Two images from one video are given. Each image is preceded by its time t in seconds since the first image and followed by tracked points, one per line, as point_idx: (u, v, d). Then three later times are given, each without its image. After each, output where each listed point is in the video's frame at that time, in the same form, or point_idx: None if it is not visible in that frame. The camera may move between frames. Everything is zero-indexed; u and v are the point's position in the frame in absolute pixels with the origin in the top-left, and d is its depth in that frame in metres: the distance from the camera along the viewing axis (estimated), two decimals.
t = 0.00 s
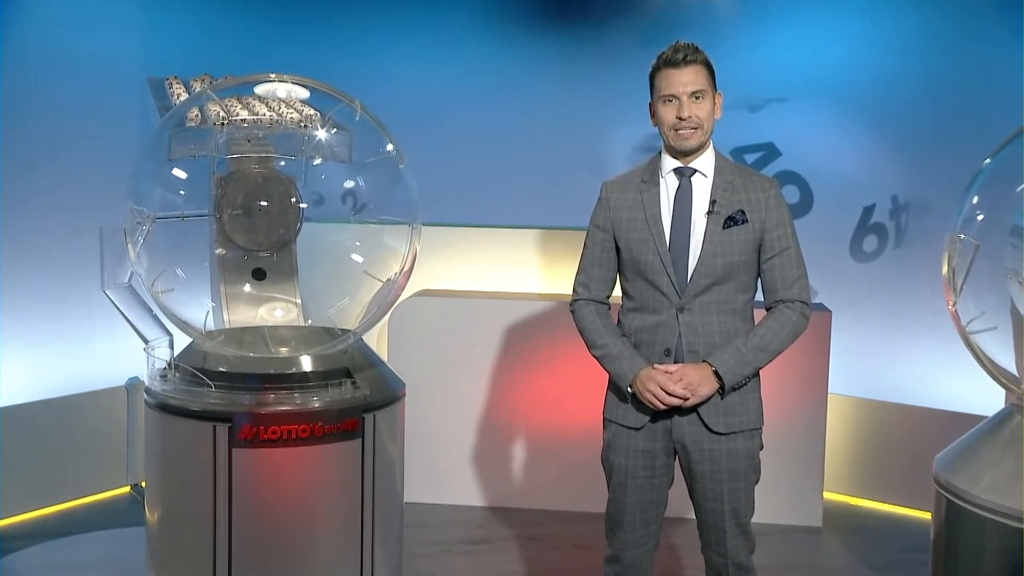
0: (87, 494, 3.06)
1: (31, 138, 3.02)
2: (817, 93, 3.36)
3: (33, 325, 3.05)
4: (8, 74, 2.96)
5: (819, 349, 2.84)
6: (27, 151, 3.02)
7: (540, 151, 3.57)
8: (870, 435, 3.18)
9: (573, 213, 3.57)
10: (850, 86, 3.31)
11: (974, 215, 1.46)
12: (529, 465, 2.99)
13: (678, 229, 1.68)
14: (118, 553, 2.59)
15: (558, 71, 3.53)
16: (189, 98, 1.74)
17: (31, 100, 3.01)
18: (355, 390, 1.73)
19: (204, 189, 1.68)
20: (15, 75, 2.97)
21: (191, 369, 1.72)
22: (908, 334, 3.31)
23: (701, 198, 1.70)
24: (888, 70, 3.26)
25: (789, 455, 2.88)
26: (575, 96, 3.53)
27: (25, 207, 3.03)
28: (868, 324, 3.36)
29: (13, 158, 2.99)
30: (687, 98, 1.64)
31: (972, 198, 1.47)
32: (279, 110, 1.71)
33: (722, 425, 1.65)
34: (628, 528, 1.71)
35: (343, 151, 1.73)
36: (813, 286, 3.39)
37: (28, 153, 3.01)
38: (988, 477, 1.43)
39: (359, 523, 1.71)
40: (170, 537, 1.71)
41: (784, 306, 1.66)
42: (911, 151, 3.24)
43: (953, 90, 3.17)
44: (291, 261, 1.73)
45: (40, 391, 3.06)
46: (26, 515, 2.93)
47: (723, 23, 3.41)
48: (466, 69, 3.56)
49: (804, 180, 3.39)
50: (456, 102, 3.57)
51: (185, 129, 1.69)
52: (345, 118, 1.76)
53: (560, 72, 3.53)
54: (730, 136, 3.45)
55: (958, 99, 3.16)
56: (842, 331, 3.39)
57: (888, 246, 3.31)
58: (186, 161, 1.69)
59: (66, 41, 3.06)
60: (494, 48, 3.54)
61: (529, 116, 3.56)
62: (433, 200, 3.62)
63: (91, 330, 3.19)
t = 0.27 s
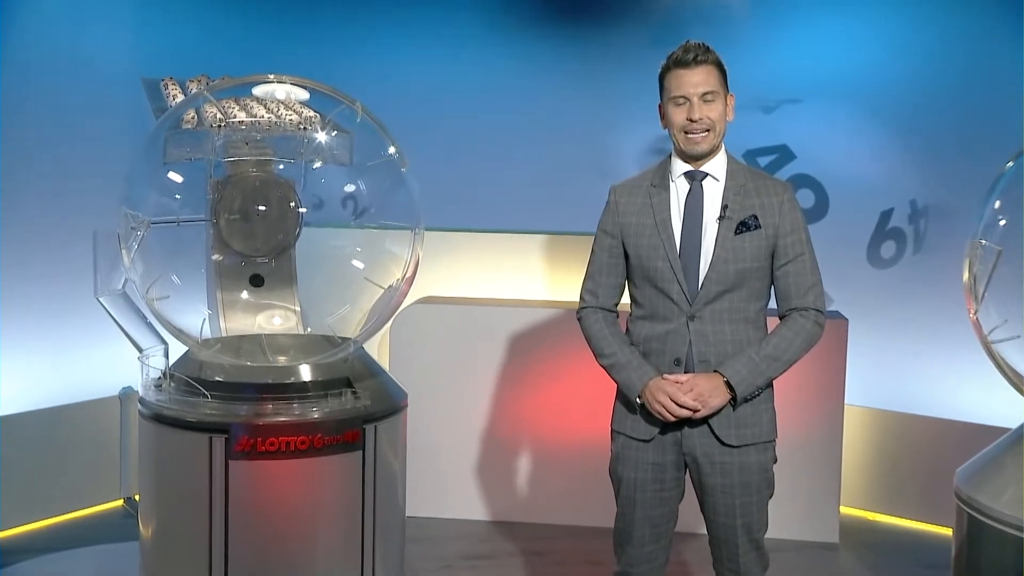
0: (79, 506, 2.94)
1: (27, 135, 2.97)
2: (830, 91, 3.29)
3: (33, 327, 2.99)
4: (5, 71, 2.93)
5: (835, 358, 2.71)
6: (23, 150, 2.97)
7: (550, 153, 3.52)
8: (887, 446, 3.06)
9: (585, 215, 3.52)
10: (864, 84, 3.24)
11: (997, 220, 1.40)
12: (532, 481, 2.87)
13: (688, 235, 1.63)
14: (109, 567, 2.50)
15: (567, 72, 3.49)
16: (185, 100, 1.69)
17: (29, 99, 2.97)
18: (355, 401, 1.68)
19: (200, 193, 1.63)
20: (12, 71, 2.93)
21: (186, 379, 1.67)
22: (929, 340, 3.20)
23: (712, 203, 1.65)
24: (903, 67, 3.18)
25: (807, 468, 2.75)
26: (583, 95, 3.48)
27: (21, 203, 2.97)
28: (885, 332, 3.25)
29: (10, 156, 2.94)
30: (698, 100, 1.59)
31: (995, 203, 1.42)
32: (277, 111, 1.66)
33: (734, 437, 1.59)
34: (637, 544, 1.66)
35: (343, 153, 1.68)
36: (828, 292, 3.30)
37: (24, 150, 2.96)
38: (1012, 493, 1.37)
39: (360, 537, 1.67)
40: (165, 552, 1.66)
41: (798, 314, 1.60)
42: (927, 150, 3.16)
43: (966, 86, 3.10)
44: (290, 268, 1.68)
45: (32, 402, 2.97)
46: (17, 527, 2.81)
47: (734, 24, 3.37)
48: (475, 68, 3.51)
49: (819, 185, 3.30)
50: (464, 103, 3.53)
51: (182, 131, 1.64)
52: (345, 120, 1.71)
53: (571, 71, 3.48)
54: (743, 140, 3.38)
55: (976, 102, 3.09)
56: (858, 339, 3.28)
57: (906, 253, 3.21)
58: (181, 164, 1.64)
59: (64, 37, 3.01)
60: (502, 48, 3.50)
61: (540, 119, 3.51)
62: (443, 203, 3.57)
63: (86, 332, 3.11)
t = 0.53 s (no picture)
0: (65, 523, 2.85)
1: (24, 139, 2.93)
2: (847, 93, 3.20)
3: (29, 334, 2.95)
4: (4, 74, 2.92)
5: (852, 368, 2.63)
6: (18, 155, 2.93)
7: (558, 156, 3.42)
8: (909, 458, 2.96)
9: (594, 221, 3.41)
10: (880, 86, 3.16)
11: None
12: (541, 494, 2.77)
13: (701, 241, 1.58)
14: None
15: (575, 74, 3.40)
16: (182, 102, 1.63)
17: (25, 102, 2.93)
18: (357, 412, 1.63)
19: (197, 197, 1.58)
20: (11, 74, 2.92)
21: (183, 389, 1.63)
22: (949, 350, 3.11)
23: (727, 207, 1.60)
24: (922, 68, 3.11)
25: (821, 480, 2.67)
26: (592, 97, 3.40)
27: (17, 207, 2.93)
28: (904, 340, 3.17)
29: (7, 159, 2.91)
30: (713, 99, 1.54)
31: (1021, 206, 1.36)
32: (278, 112, 1.61)
33: (748, 450, 1.54)
34: (648, 560, 1.60)
35: (345, 156, 1.63)
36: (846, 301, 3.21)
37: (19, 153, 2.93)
38: None
39: (361, 554, 1.61)
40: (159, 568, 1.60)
41: (815, 323, 1.55)
42: (947, 153, 3.08)
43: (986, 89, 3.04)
44: (290, 274, 1.63)
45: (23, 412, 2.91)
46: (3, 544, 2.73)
47: (749, 24, 3.27)
48: (480, 71, 3.43)
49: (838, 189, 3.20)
50: (469, 106, 3.44)
51: (179, 134, 1.60)
52: (348, 123, 1.66)
53: (579, 73, 3.40)
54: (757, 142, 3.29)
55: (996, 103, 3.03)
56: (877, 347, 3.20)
57: (928, 259, 3.12)
58: (179, 167, 1.59)
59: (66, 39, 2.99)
60: (507, 50, 3.41)
61: (545, 122, 3.42)
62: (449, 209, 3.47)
63: (84, 341, 3.03)
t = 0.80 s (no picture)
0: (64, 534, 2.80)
1: (27, 141, 2.88)
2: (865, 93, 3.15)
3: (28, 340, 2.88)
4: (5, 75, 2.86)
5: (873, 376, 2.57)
6: (17, 159, 2.87)
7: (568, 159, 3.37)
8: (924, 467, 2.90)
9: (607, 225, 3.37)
10: (899, 86, 3.10)
11: None
12: (551, 506, 2.69)
13: (714, 246, 1.53)
14: None
15: (587, 75, 3.35)
16: (181, 104, 1.61)
17: (24, 105, 2.88)
18: (361, 422, 1.59)
19: (197, 201, 1.54)
20: (13, 75, 2.86)
21: (183, 398, 1.59)
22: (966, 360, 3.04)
23: (742, 212, 1.54)
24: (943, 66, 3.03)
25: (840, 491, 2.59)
26: (603, 98, 3.35)
27: (20, 210, 2.87)
28: (924, 348, 3.08)
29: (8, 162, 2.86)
30: (727, 101, 1.50)
31: None
32: (279, 114, 1.57)
33: (764, 462, 1.49)
34: None
35: (348, 159, 1.58)
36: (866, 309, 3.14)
37: (23, 156, 2.88)
38: None
39: (364, 568, 1.56)
40: None
41: (833, 332, 1.50)
42: (965, 156, 3.01)
43: (1014, 87, 2.95)
44: (291, 280, 1.57)
45: (26, 423, 2.85)
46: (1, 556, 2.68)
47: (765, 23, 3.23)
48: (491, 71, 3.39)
49: (857, 194, 3.15)
50: (475, 108, 3.40)
51: (178, 137, 1.56)
52: (351, 125, 1.61)
53: (591, 75, 3.35)
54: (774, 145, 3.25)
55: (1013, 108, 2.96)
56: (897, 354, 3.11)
57: (950, 264, 3.05)
58: (178, 170, 1.55)
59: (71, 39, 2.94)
60: (514, 53, 3.37)
61: (552, 125, 3.38)
62: (458, 212, 3.42)
63: (86, 347, 2.98)
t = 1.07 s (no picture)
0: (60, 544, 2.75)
1: (25, 142, 2.83)
2: (880, 93, 3.10)
3: (29, 344, 2.85)
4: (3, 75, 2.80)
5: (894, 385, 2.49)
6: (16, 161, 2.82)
7: (575, 162, 3.34)
8: (937, 474, 2.85)
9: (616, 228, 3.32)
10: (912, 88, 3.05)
11: None
12: (559, 515, 2.64)
13: (726, 250, 1.50)
14: None
15: (594, 77, 3.32)
16: (181, 105, 1.58)
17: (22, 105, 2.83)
18: (365, 430, 1.55)
19: (197, 204, 1.51)
20: (12, 74, 2.81)
21: (183, 405, 1.56)
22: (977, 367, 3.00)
23: (756, 216, 1.51)
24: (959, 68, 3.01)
25: (858, 505, 2.52)
26: (612, 99, 3.31)
27: (21, 212, 2.83)
28: (940, 353, 3.03)
29: (8, 163, 2.82)
30: (739, 102, 1.46)
31: None
32: (282, 115, 1.54)
33: (778, 472, 1.45)
34: None
35: (351, 161, 1.54)
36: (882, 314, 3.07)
37: (22, 157, 2.83)
38: None
39: None
40: None
41: (848, 338, 1.46)
42: (977, 160, 2.98)
43: None
44: (293, 284, 1.54)
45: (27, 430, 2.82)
46: None
47: (778, 21, 3.18)
48: (498, 72, 3.35)
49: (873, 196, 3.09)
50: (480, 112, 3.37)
51: (178, 138, 1.53)
52: (355, 126, 1.58)
53: (597, 77, 3.32)
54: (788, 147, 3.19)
55: None
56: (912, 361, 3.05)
57: (969, 268, 2.99)
58: (178, 172, 1.52)
59: (67, 39, 2.87)
60: (520, 56, 3.34)
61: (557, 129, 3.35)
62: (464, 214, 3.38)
63: (85, 352, 2.92)
